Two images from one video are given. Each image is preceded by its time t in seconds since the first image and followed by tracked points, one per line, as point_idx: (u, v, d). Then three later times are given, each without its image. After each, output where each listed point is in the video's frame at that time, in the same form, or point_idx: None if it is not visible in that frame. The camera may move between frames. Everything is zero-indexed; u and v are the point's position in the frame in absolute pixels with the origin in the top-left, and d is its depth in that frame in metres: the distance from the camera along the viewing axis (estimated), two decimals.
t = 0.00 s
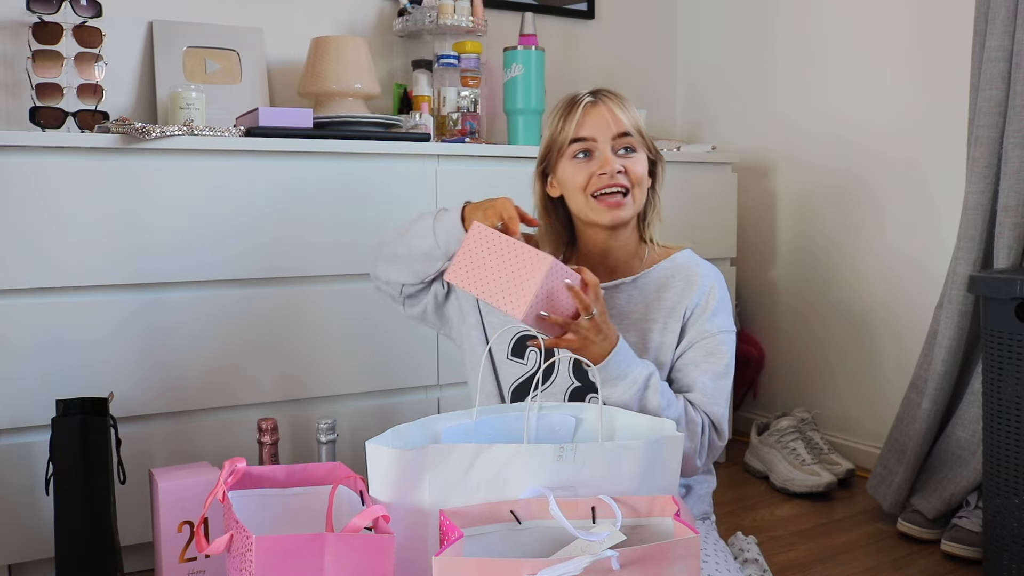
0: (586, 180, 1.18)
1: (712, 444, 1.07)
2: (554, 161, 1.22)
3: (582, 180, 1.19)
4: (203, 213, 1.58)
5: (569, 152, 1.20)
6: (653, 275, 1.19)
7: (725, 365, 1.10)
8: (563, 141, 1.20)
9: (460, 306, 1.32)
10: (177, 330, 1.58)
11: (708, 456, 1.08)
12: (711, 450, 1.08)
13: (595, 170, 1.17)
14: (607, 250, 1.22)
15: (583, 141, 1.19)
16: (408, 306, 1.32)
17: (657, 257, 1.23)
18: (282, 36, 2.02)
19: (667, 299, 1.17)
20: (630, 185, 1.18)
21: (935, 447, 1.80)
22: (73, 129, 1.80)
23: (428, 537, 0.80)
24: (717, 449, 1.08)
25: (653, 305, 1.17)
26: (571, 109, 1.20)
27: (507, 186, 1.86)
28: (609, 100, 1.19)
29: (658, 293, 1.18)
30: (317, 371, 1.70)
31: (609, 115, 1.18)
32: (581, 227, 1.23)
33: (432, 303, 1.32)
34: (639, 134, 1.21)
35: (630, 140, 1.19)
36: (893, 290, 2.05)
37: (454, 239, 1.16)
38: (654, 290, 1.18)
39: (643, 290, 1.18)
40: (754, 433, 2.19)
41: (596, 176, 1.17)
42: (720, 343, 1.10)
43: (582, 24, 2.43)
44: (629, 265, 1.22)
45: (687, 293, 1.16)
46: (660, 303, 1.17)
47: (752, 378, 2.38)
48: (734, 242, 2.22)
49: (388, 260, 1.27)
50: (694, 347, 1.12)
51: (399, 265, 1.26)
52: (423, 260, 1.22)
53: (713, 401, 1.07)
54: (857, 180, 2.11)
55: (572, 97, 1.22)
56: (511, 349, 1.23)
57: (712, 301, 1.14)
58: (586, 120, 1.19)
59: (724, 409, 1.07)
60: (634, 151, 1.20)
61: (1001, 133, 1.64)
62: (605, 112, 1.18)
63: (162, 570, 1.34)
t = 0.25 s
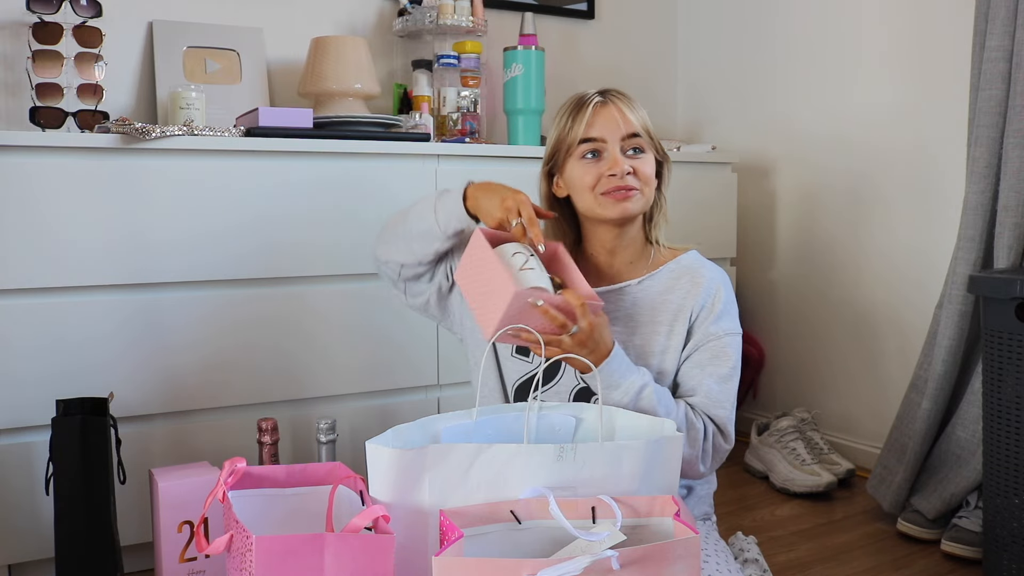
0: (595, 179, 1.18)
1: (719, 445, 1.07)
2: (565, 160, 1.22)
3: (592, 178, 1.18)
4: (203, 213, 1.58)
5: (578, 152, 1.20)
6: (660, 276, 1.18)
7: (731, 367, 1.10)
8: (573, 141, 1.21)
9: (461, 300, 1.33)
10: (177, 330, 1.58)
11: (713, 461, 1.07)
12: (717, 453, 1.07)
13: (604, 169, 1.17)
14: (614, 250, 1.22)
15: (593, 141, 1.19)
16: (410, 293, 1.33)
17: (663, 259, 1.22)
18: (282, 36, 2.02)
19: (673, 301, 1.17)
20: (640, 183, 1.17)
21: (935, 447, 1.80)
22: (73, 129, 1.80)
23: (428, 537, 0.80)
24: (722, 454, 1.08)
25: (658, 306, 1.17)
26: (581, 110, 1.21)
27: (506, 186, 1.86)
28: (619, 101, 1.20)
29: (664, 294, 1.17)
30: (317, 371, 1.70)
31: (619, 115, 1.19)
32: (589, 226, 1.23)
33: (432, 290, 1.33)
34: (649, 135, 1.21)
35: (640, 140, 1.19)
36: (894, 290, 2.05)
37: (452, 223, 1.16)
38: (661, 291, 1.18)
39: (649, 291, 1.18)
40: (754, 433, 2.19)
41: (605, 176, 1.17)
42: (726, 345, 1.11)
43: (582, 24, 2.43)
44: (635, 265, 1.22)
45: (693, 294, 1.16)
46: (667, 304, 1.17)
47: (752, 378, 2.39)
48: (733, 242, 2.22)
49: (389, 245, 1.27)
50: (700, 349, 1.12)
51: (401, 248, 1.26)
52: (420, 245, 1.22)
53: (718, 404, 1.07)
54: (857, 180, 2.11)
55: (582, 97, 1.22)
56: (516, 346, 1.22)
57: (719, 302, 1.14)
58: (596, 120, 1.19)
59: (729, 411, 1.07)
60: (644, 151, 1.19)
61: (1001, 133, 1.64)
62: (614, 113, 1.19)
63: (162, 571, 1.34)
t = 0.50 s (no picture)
0: (597, 180, 1.18)
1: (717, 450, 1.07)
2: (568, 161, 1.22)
3: (594, 180, 1.18)
4: (203, 213, 1.58)
5: (580, 153, 1.20)
6: (665, 278, 1.18)
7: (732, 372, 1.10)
8: (576, 142, 1.21)
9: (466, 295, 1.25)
10: (177, 330, 1.58)
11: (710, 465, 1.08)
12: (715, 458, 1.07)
13: (606, 170, 1.17)
14: (618, 251, 1.22)
15: (595, 142, 1.19)
16: (413, 284, 1.25)
17: (669, 261, 1.22)
18: (282, 36, 2.02)
19: (677, 304, 1.16)
20: (643, 185, 1.17)
21: (935, 447, 1.80)
22: (73, 129, 1.80)
23: (428, 537, 0.80)
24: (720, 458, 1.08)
25: (662, 308, 1.17)
26: (584, 110, 1.21)
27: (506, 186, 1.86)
28: (622, 101, 1.19)
29: (669, 297, 1.17)
30: (317, 371, 1.70)
31: (621, 115, 1.18)
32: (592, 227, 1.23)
33: (436, 283, 1.24)
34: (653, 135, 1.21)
35: (643, 140, 1.19)
36: (894, 290, 2.05)
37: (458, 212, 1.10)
38: (665, 294, 1.18)
39: (653, 293, 1.18)
40: (754, 433, 2.19)
41: (607, 177, 1.17)
42: (728, 350, 1.10)
43: (582, 24, 2.43)
44: (640, 267, 1.22)
45: (697, 297, 1.16)
46: (670, 307, 1.17)
47: (752, 378, 2.40)
48: (733, 242, 2.22)
49: (394, 232, 1.20)
50: (702, 353, 1.12)
51: (405, 235, 1.19)
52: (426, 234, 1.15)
53: (717, 409, 1.07)
54: (857, 180, 2.11)
55: (584, 97, 1.22)
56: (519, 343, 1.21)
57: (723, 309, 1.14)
58: (598, 120, 1.19)
59: (728, 417, 1.07)
60: (648, 152, 1.19)
61: (1001, 133, 1.64)
62: (616, 113, 1.18)
63: (162, 571, 1.34)
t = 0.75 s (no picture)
0: (597, 182, 1.18)
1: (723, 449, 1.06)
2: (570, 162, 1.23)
3: (594, 183, 1.18)
4: (203, 213, 1.58)
5: (582, 154, 1.20)
6: (668, 279, 1.19)
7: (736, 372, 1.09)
8: (578, 142, 1.21)
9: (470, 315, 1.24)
10: (177, 330, 1.58)
11: (716, 465, 1.07)
12: (721, 459, 1.07)
13: (605, 172, 1.17)
14: (618, 254, 1.22)
15: (596, 143, 1.19)
16: (419, 315, 1.25)
17: (672, 263, 1.22)
18: (282, 37, 2.02)
19: (681, 305, 1.16)
20: (642, 189, 1.17)
21: (935, 447, 1.80)
22: (73, 129, 1.80)
23: (428, 537, 0.80)
24: (726, 459, 1.07)
25: (665, 309, 1.17)
26: (586, 111, 1.21)
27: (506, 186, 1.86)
28: (623, 101, 1.19)
29: (672, 298, 1.17)
30: (316, 371, 1.70)
31: (622, 116, 1.18)
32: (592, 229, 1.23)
33: (441, 310, 1.24)
34: (655, 137, 1.20)
35: (645, 142, 1.19)
36: (894, 291, 2.05)
37: (443, 246, 1.09)
38: (669, 295, 1.18)
39: (656, 294, 1.18)
40: (754, 433, 2.19)
41: (606, 179, 1.17)
42: (731, 350, 1.10)
43: (582, 24, 2.43)
44: (640, 269, 1.23)
45: (700, 298, 1.16)
46: (674, 308, 1.17)
47: (752, 377, 2.37)
48: (733, 242, 2.22)
49: (388, 273, 1.20)
50: (706, 353, 1.12)
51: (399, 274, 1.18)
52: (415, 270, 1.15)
53: (721, 408, 1.07)
54: (857, 180, 2.11)
55: (588, 97, 1.22)
56: (524, 349, 1.21)
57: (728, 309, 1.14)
58: (600, 121, 1.19)
59: (733, 418, 1.07)
60: (649, 154, 1.19)
61: (1001, 133, 1.64)
62: (618, 114, 1.18)
63: (162, 571, 1.34)
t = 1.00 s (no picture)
0: (597, 182, 1.18)
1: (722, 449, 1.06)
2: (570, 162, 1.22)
3: (594, 183, 1.18)
4: (203, 213, 1.58)
5: (582, 154, 1.20)
6: (669, 279, 1.19)
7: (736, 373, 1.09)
8: (578, 142, 1.21)
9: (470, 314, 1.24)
10: (177, 330, 1.58)
11: (715, 466, 1.07)
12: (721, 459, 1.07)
13: (606, 173, 1.17)
14: (618, 254, 1.22)
15: (596, 143, 1.19)
16: (417, 315, 1.24)
17: (671, 263, 1.22)
18: (282, 37, 2.02)
19: (681, 305, 1.16)
20: (642, 189, 1.17)
21: (935, 447, 1.80)
22: (73, 129, 1.80)
23: (428, 537, 0.80)
24: (725, 459, 1.07)
25: (666, 310, 1.17)
26: (586, 111, 1.21)
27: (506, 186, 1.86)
28: (624, 102, 1.19)
29: (673, 298, 1.17)
30: (316, 371, 1.70)
31: (622, 117, 1.18)
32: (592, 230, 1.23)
33: (440, 309, 1.23)
34: (655, 137, 1.20)
35: (646, 142, 1.19)
36: (894, 291, 2.05)
37: (442, 246, 1.09)
38: (669, 295, 1.18)
39: (657, 295, 1.18)
40: (754, 433, 2.19)
41: (607, 180, 1.17)
42: (731, 350, 1.10)
43: (582, 24, 2.43)
44: (640, 270, 1.22)
45: (700, 298, 1.16)
46: (674, 308, 1.17)
47: (752, 377, 2.37)
48: (733, 242, 2.22)
49: (386, 272, 1.20)
50: (706, 354, 1.12)
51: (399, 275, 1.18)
52: (415, 269, 1.14)
53: (721, 408, 1.07)
54: (857, 180, 2.11)
55: (589, 97, 1.22)
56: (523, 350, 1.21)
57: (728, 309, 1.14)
58: (601, 122, 1.19)
59: (732, 418, 1.07)
60: (649, 154, 1.19)
61: (1001, 133, 1.64)
62: (618, 115, 1.18)
63: (162, 571, 1.34)
